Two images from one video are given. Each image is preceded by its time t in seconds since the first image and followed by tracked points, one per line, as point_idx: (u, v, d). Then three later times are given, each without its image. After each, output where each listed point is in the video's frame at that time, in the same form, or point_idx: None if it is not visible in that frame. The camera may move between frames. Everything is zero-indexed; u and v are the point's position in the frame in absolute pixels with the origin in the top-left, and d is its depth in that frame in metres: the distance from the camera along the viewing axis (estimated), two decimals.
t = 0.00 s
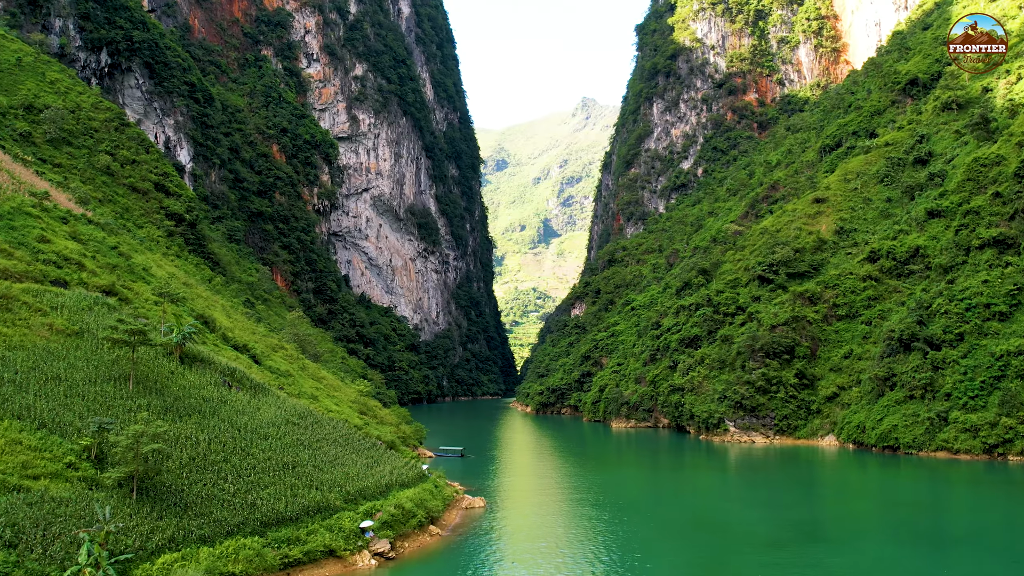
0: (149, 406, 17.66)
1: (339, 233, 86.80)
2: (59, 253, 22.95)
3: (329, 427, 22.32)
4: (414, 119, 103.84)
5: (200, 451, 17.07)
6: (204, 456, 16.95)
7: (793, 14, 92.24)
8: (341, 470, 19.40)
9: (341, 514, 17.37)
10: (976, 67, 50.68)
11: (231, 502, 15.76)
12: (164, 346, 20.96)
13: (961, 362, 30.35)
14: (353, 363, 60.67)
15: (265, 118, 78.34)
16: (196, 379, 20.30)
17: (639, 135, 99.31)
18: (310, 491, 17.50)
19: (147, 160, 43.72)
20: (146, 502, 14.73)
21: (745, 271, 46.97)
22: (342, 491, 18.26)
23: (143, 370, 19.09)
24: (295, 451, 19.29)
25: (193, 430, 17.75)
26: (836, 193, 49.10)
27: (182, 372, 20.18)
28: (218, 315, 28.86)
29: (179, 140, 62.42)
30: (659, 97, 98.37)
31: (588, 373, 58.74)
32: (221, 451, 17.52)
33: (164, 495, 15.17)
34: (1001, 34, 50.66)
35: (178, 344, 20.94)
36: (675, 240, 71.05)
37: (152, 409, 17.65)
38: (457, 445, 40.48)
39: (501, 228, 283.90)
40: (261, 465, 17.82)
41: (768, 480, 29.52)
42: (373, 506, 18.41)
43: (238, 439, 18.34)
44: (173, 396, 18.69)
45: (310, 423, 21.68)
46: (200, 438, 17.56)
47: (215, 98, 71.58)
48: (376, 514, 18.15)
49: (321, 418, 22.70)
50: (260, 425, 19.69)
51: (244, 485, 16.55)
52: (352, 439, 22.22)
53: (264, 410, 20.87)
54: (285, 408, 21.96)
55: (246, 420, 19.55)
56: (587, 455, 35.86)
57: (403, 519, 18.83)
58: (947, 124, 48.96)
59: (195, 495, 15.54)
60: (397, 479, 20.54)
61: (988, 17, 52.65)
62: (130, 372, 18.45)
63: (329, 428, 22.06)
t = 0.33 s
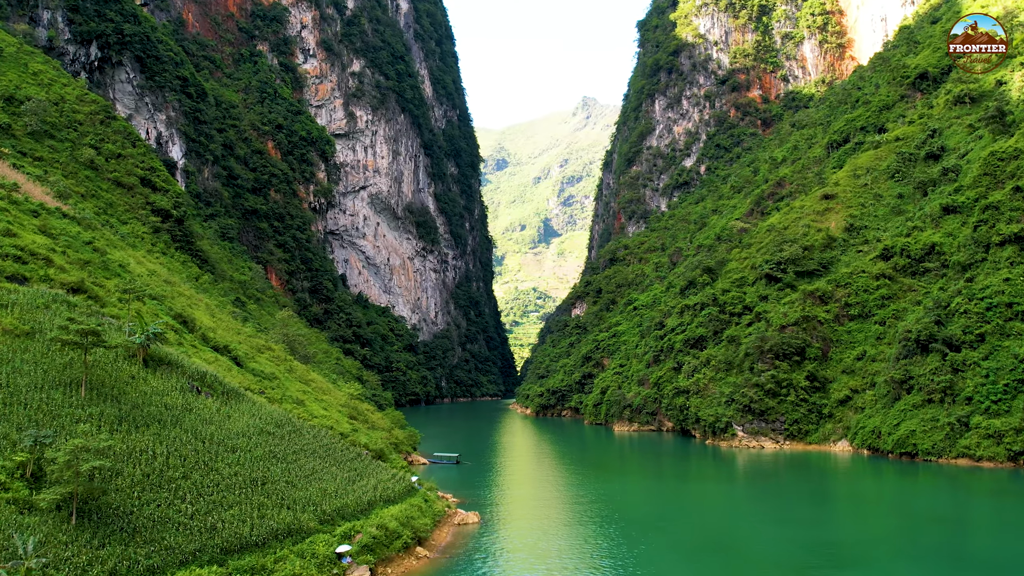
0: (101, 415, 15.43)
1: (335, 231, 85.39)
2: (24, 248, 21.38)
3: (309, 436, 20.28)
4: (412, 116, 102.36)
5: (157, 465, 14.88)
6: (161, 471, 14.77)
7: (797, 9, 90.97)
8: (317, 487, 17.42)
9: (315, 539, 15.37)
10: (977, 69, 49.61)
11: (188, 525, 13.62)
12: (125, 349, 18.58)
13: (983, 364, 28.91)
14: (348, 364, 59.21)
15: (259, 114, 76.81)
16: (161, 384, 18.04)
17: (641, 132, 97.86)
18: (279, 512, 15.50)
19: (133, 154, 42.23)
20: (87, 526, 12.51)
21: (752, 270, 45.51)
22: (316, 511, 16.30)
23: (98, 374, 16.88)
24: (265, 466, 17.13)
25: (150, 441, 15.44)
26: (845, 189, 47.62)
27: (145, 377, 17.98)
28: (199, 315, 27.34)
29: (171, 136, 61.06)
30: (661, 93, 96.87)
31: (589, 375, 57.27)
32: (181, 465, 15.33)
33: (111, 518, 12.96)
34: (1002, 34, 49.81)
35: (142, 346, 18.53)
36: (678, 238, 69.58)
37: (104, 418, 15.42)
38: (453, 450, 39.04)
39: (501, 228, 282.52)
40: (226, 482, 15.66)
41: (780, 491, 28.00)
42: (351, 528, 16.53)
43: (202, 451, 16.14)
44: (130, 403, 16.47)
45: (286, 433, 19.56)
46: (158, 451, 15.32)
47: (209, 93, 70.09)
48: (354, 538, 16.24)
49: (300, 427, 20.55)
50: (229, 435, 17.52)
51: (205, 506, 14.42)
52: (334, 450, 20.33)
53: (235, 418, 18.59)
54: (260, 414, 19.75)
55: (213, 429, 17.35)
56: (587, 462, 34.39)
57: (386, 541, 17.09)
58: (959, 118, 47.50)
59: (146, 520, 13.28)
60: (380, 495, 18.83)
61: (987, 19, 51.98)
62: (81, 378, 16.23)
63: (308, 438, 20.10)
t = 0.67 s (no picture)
0: (41, 427, 13.79)
1: (332, 230, 84.03)
2: None
3: (285, 447, 18.67)
4: (410, 112, 100.80)
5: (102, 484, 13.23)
6: (104, 491, 13.11)
7: (802, 4, 89.42)
8: (288, 507, 15.74)
9: (281, 568, 13.62)
10: (975, 70, 48.51)
11: (131, 556, 11.95)
12: (80, 352, 16.98)
13: (1007, 366, 27.42)
14: (343, 364, 57.77)
15: (254, 109, 75.36)
16: (117, 391, 16.46)
17: (643, 129, 96.43)
18: (241, 536, 13.82)
19: (118, 148, 40.74)
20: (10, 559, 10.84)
21: (759, 268, 44.06)
22: (284, 535, 14.60)
23: (43, 381, 15.27)
24: (229, 484, 15.48)
25: (96, 457, 13.82)
26: (855, 185, 46.11)
27: (99, 383, 16.39)
28: (180, 314, 25.86)
29: (163, 131, 59.69)
30: (664, 90, 95.39)
31: (590, 376, 55.79)
32: (130, 484, 13.70)
33: (40, 548, 11.31)
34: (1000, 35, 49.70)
35: (98, 348, 17.07)
36: (681, 237, 68.08)
37: (43, 431, 13.77)
38: (449, 454, 37.57)
39: (501, 227, 280.91)
40: (181, 503, 14.00)
41: (791, 501, 26.53)
42: (324, 553, 14.79)
43: (156, 468, 14.50)
44: (77, 414, 14.83)
45: (258, 444, 17.94)
46: (105, 467, 13.68)
47: (202, 89, 68.67)
48: (328, 564, 14.46)
49: (274, 437, 18.94)
50: (190, 448, 15.88)
51: (154, 531, 12.76)
52: (312, 462, 18.70)
53: (200, 429, 16.97)
54: (230, 423, 18.14)
55: (171, 442, 15.70)
56: (589, 469, 32.95)
57: (366, 566, 15.26)
58: (973, 111, 45.97)
59: (81, 550, 11.57)
60: (362, 513, 17.19)
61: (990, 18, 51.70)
62: (22, 385, 14.60)
63: (283, 449, 18.48)
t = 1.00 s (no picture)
0: None
1: (328, 228, 82.69)
2: None
3: (255, 461, 16.95)
4: (408, 109, 99.19)
5: (29, 509, 11.49)
6: (31, 518, 11.38)
7: None
8: (250, 532, 14.02)
9: None
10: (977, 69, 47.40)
11: None
12: (22, 355, 15.25)
13: None
14: (338, 365, 56.29)
15: (249, 105, 73.90)
16: (62, 398, 14.75)
17: (645, 126, 94.89)
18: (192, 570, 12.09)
19: (103, 141, 39.23)
20: None
21: (767, 266, 42.58)
22: (244, 567, 12.88)
23: None
24: (183, 507, 13.72)
25: (25, 478, 12.09)
26: (865, 180, 44.58)
27: (42, 390, 14.66)
28: (157, 314, 24.33)
29: (154, 127, 58.22)
30: (666, 86, 93.81)
31: (591, 377, 54.28)
32: (64, 508, 11.97)
33: None
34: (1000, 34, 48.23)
35: (45, 351, 15.35)
36: (684, 235, 66.56)
37: None
38: (443, 460, 35.99)
39: (502, 226, 279.36)
40: (123, 531, 12.26)
41: (805, 513, 24.97)
42: None
43: (97, 490, 12.76)
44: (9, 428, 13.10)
45: (224, 458, 16.21)
46: (34, 490, 11.94)
47: (195, 83, 67.18)
48: None
49: (244, 449, 17.21)
50: (141, 465, 14.16)
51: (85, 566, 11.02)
52: (285, 478, 17.01)
53: (155, 442, 15.23)
54: (193, 434, 16.43)
55: (120, 458, 13.97)
56: (590, 477, 31.45)
57: None
58: (987, 104, 44.44)
59: None
60: (339, 536, 15.52)
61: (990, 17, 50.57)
62: None
63: (253, 463, 16.78)
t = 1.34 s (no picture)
0: None
1: (325, 226, 81.29)
2: None
3: (217, 478, 15.23)
4: (406, 106, 97.64)
5: None
6: None
7: None
8: (202, 563, 12.30)
9: None
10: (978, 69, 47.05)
11: None
12: None
13: None
14: (332, 366, 54.81)
15: (244, 100, 72.46)
16: None
17: (647, 123, 93.42)
18: None
19: (86, 134, 37.73)
20: None
21: (775, 263, 41.09)
22: None
23: None
24: (121, 534, 12.00)
25: None
26: (877, 174, 43.06)
27: None
28: (132, 312, 22.80)
29: (145, 121, 56.62)
30: (668, 82, 92.35)
31: (593, 378, 52.78)
32: None
33: None
34: (1001, 35, 47.26)
35: None
36: (687, 232, 65.07)
37: None
38: (438, 463, 34.46)
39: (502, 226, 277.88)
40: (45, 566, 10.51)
41: (820, 525, 23.46)
42: None
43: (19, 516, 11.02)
44: None
45: (181, 475, 14.51)
46: None
47: (188, 77, 65.71)
48: None
49: (206, 463, 15.47)
50: (78, 483, 12.40)
51: None
52: (252, 495, 15.28)
53: (99, 456, 13.45)
54: (146, 446, 14.66)
55: (52, 477, 12.20)
56: (591, 485, 29.94)
57: None
58: (1002, 96, 42.99)
59: None
60: (310, 561, 13.84)
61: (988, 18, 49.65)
62: None
63: (214, 479, 15.03)
